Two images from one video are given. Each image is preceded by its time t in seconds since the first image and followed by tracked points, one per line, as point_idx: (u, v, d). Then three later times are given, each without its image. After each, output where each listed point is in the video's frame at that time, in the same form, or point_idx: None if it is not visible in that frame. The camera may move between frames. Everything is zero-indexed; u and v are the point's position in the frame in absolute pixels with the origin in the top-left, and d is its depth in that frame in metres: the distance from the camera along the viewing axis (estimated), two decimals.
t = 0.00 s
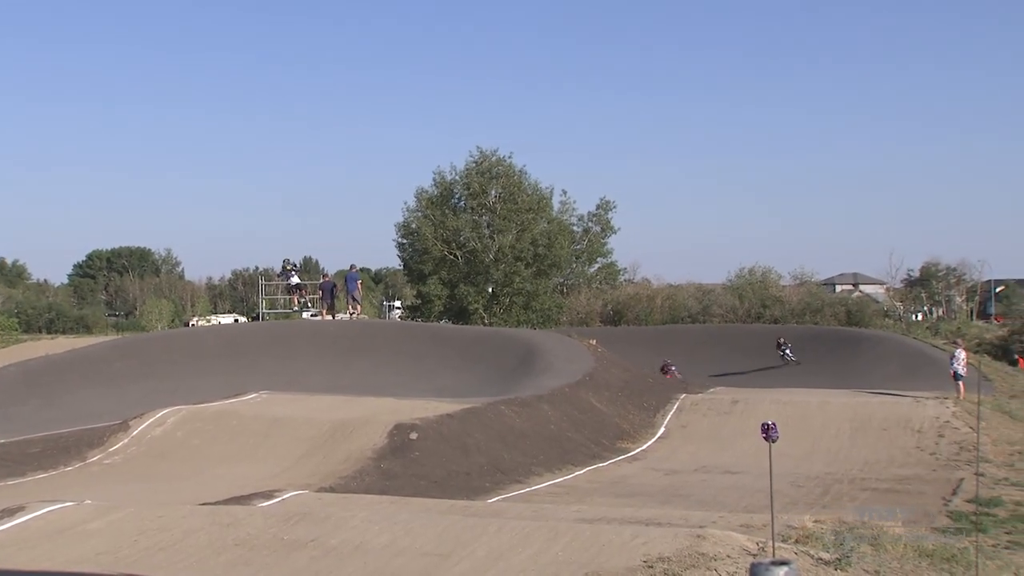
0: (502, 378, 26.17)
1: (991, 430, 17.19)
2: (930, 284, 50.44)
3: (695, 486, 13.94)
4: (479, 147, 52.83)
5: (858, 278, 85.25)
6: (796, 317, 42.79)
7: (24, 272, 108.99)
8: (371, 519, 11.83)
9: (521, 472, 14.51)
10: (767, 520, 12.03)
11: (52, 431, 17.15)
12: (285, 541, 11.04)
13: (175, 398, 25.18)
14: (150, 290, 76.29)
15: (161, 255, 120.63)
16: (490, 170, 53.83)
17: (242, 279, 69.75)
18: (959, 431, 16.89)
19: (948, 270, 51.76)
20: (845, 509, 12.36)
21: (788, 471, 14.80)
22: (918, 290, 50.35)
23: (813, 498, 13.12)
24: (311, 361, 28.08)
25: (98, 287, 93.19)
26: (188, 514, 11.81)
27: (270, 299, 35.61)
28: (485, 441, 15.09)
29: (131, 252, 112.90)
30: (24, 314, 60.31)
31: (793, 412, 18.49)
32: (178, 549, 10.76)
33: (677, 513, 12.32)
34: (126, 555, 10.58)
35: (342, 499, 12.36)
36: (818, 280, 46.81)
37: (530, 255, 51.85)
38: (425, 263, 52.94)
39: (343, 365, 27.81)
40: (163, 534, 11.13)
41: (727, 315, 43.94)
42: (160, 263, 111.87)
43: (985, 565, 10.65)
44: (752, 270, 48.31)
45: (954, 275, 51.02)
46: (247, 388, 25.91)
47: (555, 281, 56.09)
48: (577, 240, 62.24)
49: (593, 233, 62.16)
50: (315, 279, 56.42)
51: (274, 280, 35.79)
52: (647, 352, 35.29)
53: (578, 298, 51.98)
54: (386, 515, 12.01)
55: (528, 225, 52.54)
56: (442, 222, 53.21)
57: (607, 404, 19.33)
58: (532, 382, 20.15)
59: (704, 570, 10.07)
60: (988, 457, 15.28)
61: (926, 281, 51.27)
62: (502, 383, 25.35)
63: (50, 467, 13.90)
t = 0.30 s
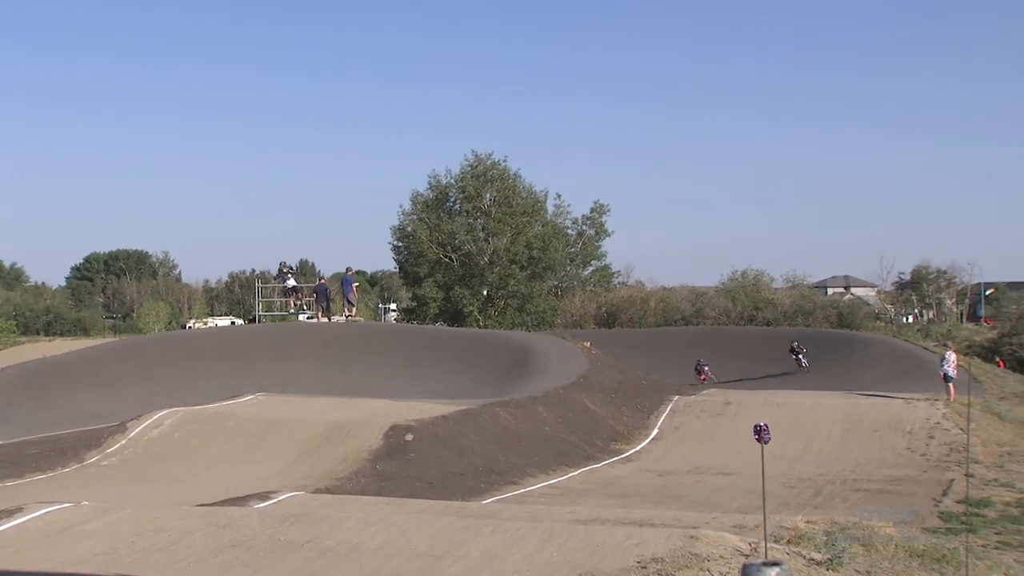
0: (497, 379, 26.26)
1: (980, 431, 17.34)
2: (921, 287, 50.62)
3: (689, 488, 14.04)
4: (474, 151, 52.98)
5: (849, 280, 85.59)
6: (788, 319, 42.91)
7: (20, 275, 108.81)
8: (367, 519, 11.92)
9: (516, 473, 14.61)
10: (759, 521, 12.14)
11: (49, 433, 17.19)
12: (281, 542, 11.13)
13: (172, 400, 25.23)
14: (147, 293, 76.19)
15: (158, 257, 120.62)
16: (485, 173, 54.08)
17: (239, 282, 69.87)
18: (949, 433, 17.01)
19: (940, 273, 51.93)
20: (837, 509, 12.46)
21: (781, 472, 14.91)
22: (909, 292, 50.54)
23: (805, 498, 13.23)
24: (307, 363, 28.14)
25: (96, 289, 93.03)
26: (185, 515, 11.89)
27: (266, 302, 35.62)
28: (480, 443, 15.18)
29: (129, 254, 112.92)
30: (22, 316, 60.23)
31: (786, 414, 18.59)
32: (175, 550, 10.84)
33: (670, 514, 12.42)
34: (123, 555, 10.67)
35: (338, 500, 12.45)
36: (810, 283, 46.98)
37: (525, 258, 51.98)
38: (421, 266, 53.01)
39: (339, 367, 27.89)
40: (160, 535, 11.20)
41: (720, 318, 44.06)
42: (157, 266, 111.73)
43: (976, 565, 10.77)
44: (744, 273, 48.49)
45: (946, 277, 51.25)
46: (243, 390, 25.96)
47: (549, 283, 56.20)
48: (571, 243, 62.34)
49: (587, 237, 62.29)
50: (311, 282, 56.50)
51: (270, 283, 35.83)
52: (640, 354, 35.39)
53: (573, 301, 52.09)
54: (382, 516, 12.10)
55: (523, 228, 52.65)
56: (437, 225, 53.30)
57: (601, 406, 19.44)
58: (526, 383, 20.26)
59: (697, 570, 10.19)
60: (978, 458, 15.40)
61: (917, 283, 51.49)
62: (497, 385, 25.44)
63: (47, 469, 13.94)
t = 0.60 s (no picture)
0: (493, 379, 26.38)
1: (970, 430, 17.49)
2: (913, 287, 50.86)
3: (683, 486, 14.17)
4: (470, 153, 53.13)
5: (841, 281, 85.94)
6: (781, 320, 43.06)
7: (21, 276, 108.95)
8: (364, 518, 12.04)
9: (511, 472, 14.73)
10: (752, 519, 12.26)
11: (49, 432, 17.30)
12: (278, 540, 11.25)
13: (171, 400, 25.34)
14: (147, 294, 76.25)
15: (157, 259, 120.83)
16: (482, 175, 54.22)
17: (238, 283, 69.99)
18: (940, 432, 17.16)
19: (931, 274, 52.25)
20: (829, 508, 12.60)
21: (774, 471, 15.04)
22: (900, 293, 50.77)
23: (797, 497, 13.36)
24: (305, 363, 28.26)
25: (96, 290, 93.09)
26: (184, 513, 12.00)
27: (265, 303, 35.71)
28: (476, 442, 15.30)
29: (129, 256, 113.08)
30: (23, 317, 60.29)
31: (779, 413, 18.72)
32: (173, 548, 10.96)
33: (664, 512, 12.55)
34: (122, 554, 10.78)
35: (336, 499, 12.57)
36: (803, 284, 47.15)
37: (521, 259, 52.16)
38: (417, 267, 53.11)
39: (337, 367, 28.00)
40: (159, 534, 11.32)
41: (713, 318, 44.21)
42: (157, 267, 111.81)
43: (966, 563, 10.92)
44: (738, 273, 48.67)
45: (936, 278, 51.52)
46: (242, 390, 26.07)
47: (545, 284, 56.34)
48: (566, 244, 62.52)
49: (582, 238, 62.45)
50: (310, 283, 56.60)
51: (269, 284, 35.91)
52: (635, 354, 35.52)
53: (568, 301, 52.24)
54: (379, 515, 12.22)
55: (519, 230, 52.82)
56: (433, 226, 53.43)
57: (596, 406, 19.55)
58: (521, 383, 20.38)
59: (691, 567, 10.33)
60: (968, 457, 15.56)
61: (908, 284, 51.73)
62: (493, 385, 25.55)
63: (47, 468, 14.03)
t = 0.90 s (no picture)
0: (490, 378, 26.58)
1: (960, 429, 17.71)
2: (903, 288, 51.16)
3: (677, 484, 14.36)
4: (468, 156, 53.36)
5: (834, 282, 86.49)
6: (774, 320, 43.26)
7: (22, 276, 108.99)
8: (364, 515, 12.23)
9: (509, 469, 14.92)
10: (746, 516, 12.45)
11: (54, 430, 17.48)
12: (279, 537, 11.43)
13: (172, 399, 25.52)
14: (150, 293, 76.36)
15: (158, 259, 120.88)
16: (479, 177, 54.43)
17: (239, 283, 70.17)
18: (930, 430, 17.37)
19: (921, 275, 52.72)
20: (821, 504, 12.80)
21: (767, 468, 15.23)
22: (891, 293, 51.05)
23: (790, 494, 13.55)
24: (306, 362, 28.43)
25: (100, 291, 93.19)
26: (186, 510, 12.17)
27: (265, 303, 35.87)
28: (474, 440, 15.47)
29: (131, 257, 113.33)
30: (28, 316, 60.43)
31: (772, 412, 18.91)
32: (175, 545, 11.14)
33: (659, 510, 12.73)
34: (125, 550, 10.95)
35: (336, 497, 12.74)
36: (796, 284, 47.42)
37: (518, 260, 52.39)
38: (416, 268, 53.28)
39: (336, 367, 28.19)
40: (162, 530, 11.50)
41: (707, 318, 44.41)
42: (160, 267, 112.10)
43: (955, 559, 11.14)
44: (732, 274, 48.92)
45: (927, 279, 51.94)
46: (243, 389, 26.25)
47: (542, 285, 56.58)
48: (563, 245, 62.75)
49: (578, 239, 62.65)
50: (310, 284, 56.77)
51: (269, 284, 36.07)
52: (630, 354, 35.70)
53: (565, 302, 52.47)
54: (378, 512, 12.41)
55: (516, 230, 53.07)
56: (432, 228, 53.62)
57: (592, 404, 19.75)
58: (518, 382, 20.57)
59: (685, 563, 10.55)
60: (958, 455, 15.77)
61: (898, 285, 52.05)
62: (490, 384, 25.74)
63: (52, 465, 14.21)
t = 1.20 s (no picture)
0: (490, 377, 26.76)
1: (953, 425, 17.92)
2: (898, 287, 51.48)
3: (675, 480, 14.54)
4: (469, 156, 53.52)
5: (829, 280, 86.86)
6: (770, 319, 43.44)
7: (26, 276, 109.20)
8: (366, 511, 12.41)
9: (509, 466, 15.09)
10: (742, 512, 12.63)
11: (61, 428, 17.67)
12: (283, 533, 11.61)
13: (176, 398, 25.71)
14: (155, 293, 76.59)
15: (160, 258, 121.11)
16: (480, 178, 54.59)
17: (243, 282, 70.41)
18: (924, 427, 17.57)
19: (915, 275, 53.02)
20: (817, 501, 12.98)
21: (763, 465, 15.41)
22: (885, 293, 51.34)
23: (786, 490, 13.73)
24: (308, 362, 28.61)
25: (105, 291, 93.41)
26: (191, 506, 12.35)
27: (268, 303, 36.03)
28: (474, 437, 15.64)
29: (136, 257, 113.60)
30: (35, 315, 60.70)
31: (769, 410, 19.09)
32: (181, 540, 11.33)
33: (657, 506, 12.91)
34: (132, 546, 11.13)
35: (338, 493, 12.92)
36: (792, 284, 47.64)
37: (518, 260, 52.69)
38: (417, 268, 53.46)
39: (338, 366, 28.37)
40: (168, 526, 11.68)
41: (705, 317, 44.58)
42: (163, 267, 112.33)
43: (948, 554, 11.35)
44: (729, 274, 49.14)
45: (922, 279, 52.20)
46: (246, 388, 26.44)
47: (541, 284, 56.79)
48: (562, 245, 62.94)
49: (577, 239, 62.84)
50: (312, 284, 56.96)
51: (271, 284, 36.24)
52: (627, 353, 35.88)
53: (564, 301, 52.66)
54: (380, 508, 12.59)
55: (516, 231, 53.32)
56: (433, 228, 53.79)
57: (591, 402, 19.93)
58: (518, 381, 20.76)
59: (683, 559, 10.76)
60: (951, 452, 15.97)
61: (893, 284, 52.32)
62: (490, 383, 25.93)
63: (59, 462, 14.38)
